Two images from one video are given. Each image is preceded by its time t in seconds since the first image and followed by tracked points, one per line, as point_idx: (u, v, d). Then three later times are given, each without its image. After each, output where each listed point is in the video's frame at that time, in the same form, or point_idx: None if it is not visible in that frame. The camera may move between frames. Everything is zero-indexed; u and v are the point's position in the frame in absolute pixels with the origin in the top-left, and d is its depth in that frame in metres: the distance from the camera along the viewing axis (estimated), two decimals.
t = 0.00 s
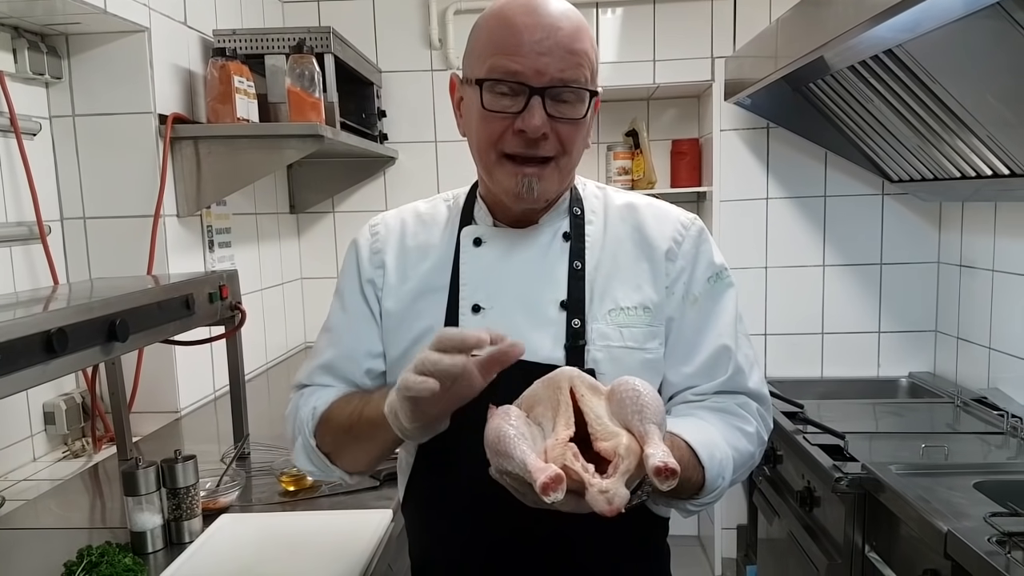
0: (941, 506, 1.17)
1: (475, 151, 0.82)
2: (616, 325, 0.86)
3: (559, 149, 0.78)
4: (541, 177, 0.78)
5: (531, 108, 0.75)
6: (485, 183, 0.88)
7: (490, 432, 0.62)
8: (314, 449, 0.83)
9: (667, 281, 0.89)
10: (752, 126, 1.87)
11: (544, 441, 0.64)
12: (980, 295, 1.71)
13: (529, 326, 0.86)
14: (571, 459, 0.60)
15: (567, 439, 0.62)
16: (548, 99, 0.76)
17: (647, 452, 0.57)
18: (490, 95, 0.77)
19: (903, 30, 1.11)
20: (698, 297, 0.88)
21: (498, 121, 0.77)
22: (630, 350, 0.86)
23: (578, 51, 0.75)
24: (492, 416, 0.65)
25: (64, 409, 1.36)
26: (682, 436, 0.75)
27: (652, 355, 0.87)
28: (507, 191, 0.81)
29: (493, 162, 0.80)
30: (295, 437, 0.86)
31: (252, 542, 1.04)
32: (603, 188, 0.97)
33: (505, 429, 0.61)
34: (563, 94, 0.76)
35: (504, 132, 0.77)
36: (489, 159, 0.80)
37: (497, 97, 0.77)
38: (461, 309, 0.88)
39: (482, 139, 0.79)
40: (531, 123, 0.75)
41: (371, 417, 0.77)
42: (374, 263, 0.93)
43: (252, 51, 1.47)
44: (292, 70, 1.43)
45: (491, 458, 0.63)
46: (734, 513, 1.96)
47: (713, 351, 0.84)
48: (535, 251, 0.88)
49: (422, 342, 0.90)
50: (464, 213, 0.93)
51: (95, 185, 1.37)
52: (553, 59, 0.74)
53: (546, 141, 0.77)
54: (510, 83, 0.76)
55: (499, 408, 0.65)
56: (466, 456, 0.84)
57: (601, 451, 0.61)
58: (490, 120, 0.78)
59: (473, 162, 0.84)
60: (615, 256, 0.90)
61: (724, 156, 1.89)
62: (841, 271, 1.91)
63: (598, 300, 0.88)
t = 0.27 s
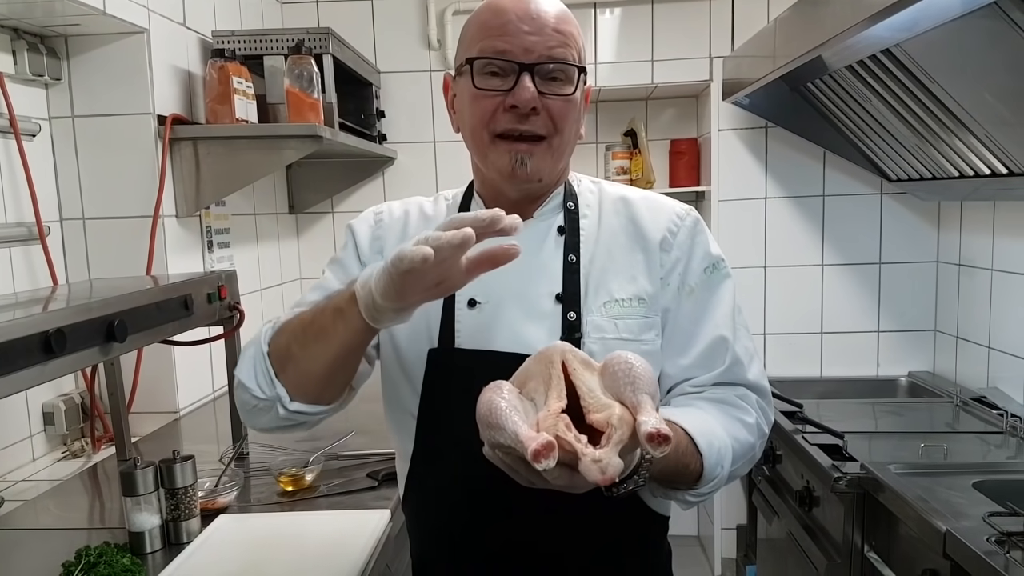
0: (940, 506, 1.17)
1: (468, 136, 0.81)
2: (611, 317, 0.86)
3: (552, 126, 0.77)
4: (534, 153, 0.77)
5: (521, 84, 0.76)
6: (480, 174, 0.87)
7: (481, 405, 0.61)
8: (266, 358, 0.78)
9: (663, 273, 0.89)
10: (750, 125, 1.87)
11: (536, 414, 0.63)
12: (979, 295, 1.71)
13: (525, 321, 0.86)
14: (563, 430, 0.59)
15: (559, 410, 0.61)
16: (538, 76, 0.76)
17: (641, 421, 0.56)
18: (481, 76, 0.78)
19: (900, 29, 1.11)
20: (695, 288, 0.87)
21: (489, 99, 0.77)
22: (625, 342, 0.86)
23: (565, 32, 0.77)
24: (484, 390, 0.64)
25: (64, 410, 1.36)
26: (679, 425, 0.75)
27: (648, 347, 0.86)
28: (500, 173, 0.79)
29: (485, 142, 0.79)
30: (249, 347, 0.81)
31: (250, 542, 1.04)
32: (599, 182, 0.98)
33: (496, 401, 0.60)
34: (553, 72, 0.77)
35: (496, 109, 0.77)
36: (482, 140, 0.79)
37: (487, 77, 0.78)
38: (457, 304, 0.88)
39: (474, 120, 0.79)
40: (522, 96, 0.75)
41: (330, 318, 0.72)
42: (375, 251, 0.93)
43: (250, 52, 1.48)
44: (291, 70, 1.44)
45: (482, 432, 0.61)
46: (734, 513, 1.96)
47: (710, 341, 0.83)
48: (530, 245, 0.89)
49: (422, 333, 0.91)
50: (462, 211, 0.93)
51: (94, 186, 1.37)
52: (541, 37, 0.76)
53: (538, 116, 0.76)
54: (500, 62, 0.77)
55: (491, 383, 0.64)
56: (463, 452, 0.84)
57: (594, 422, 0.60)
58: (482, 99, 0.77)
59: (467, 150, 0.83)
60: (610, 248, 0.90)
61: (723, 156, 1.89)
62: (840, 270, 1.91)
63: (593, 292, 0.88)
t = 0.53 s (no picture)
0: (941, 509, 1.17)
1: (473, 135, 0.81)
2: (614, 319, 0.86)
3: (558, 126, 0.77)
4: (541, 154, 0.77)
5: (528, 84, 0.76)
6: (483, 174, 0.87)
7: (487, 393, 0.62)
8: (268, 356, 0.78)
9: (664, 276, 0.89)
10: (751, 127, 1.87)
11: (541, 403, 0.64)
12: (981, 297, 1.70)
13: (528, 324, 0.86)
14: (569, 420, 0.59)
15: (565, 400, 0.62)
16: (545, 77, 0.77)
17: (647, 412, 0.57)
18: (487, 75, 0.78)
19: (901, 32, 1.11)
20: (697, 291, 0.87)
21: (496, 99, 0.77)
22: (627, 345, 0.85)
23: (571, 34, 0.77)
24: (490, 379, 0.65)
25: (65, 411, 1.36)
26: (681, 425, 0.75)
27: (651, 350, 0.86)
28: (504, 174, 0.79)
29: (491, 142, 0.79)
30: (251, 345, 0.81)
31: (251, 544, 1.04)
32: (601, 185, 0.98)
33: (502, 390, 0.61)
34: (559, 73, 0.77)
35: (502, 109, 0.77)
36: (487, 140, 0.79)
37: (494, 77, 0.78)
38: (459, 306, 0.87)
39: (479, 120, 0.79)
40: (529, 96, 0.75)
41: (336, 317, 0.72)
42: (378, 252, 0.93)
43: (252, 54, 1.47)
44: (292, 73, 1.44)
45: (488, 420, 0.62)
46: (735, 515, 1.96)
47: (711, 345, 0.84)
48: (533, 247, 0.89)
49: (423, 336, 0.91)
50: (464, 213, 0.93)
51: (96, 188, 1.37)
52: (548, 38, 0.76)
53: (545, 117, 0.76)
54: (507, 62, 0.77)
55: (497, 372, 0.65)
56: (465, 454, 0.84)
57: (599, 412, 0.61)
58: (488, 99, 0.77)
59: (471, 150, 0.83)
60: (612, 250, 0.90)
61: (724, 158, 1.89)
62: (841, 273, 1.91)
63: (596, 295, 0.88)
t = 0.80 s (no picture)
0: (945, 509, 1.17)
1: (479, 143, 0.81)
2: (618, 321, 0.86)
3: (563, 139, 0.78)
4: (545, 166, 0.78)
5: (533, 97, 0.76)
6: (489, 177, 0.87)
7: (478, 375, 0.60)
8: (297, 433, 0.82)
9: (668, 276, 0.89)
10: (754, 127, 1.87)
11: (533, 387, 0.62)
12: (984, 296, 1.70)
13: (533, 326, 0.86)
14: (559, 401, 0.57)
15: (556, 382, 0.60)
16: (551, 88, 0.76)
17: (639, 393, 0.55)
18: (494, 85, 0.77)
19: (904, 31, 1.11)
20: (699, 291, 0.87)
21: (501, 111, 0.77)
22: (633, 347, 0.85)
23: (579, 42, 0.76)
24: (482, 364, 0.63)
25: (69, 413, 1.36)
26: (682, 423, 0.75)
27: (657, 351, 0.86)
28: (510, 184, 0.80)
29: (496, 152, 0.79)
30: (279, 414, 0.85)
31: (254, 546, 1.04)
32: (606, 186, 0.98)
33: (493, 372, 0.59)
34: (565, 84, 0.76)
35: (507, 121, 0.77)
36: (493, 150, 0.79)
37: (500, 87, 0.77)
38: (465, 309, 0.88)
39: (485, 129, 0.79)
40: (534, 110, 0.75)
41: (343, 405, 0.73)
42: (383, 257, 0.93)
43: (255, 56, 1.47)
44: (294, 74, 1.44)
45: (478, 403, 0.60)
46: (738, 516, 1.96)
47: (714, 345, 0.83)
48: (538, 249, 0.89)
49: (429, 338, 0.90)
50: (469, 215, 0.93)
51: (99, 190, 1.37)
52: (554, 49, 0.75)
53: (550, 130, 0.77)
54: (512, 74, 0.76)
55: (489, 356, 0.64)
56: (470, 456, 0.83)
57: (590, 396, 0.58)
58: (494, 110, 0.78)
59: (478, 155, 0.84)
60: (615, 251, 0.90)
61: (726, 158, 1.89)
62: (844, 272, 1.90)
63: (600, 297, 0.88)
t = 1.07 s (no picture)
0: (945, 508, 1.17)
1: (475, 151, 0.82)
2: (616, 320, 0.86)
3: (557, 150, 0.78)
4: (539, 177, 0.79)
5: (527, 110, 0.76)
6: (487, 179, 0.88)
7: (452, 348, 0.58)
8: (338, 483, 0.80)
9: (665, 274, 0.89)
10: (753, 128, 1.87)
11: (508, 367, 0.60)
12: (983, 296, 1.70)
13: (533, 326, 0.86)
14: (528, 382, 0.55)
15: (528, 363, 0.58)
16: (545, 101, 0.76)
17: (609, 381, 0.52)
18: (489, 95, 0.77)
19: (904, 31, 1.11)
20: (695, 288, 0.87)
21: (496, 122, 0.78)
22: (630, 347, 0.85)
23: (576, 53, 0.75)
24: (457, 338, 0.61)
25: (68, 414, 1.36)
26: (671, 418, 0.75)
27: (654, 350, 0.86)
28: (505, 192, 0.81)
29: (492, 162, 0.80)
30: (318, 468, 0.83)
31: (255, 546, 1.04)
32: (606, 184, 0.98)
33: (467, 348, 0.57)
34: (560, 97, 0.76)
35: (502, 133, 0.78)
36: (488, 160, 0.80)
37: (494, 98, 0.77)
38: (467, 310, 0.88)
39: (481, 138, 0.80)
40: (527, 125, 0.75)
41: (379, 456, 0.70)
42: (385, 262, 0.92)
43: (254, 56, 1.47)
44: (294, 74, 1.44)
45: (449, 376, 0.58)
46: (737, 516, 1.96)
47: (707, 342, 0.83)
48: (539, 249, 0.88)
49: (432, 339, 0.90)
50: (471, 215, 0.93)
51: (97, 190, 1.37)
52: (549, 62, 0.74)
53: (544, 142, 0.77)
54: (508, 86, 0.76)
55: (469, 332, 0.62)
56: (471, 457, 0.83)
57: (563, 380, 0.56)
58: (489, 121, 0.78)
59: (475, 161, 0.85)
60: (612, 251, 0.90)
61: (725, 157, 1.89)
62: (843, 272, 1.91)
63: (598, 296, 0.88)
